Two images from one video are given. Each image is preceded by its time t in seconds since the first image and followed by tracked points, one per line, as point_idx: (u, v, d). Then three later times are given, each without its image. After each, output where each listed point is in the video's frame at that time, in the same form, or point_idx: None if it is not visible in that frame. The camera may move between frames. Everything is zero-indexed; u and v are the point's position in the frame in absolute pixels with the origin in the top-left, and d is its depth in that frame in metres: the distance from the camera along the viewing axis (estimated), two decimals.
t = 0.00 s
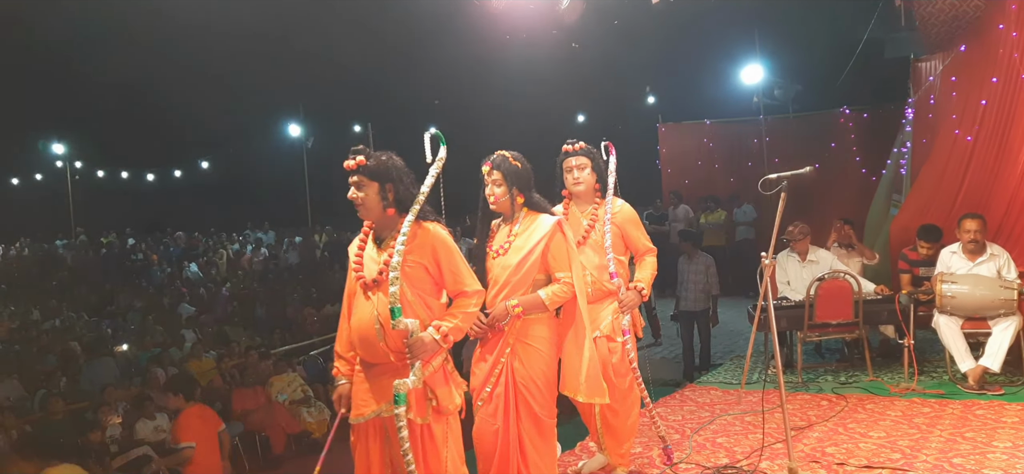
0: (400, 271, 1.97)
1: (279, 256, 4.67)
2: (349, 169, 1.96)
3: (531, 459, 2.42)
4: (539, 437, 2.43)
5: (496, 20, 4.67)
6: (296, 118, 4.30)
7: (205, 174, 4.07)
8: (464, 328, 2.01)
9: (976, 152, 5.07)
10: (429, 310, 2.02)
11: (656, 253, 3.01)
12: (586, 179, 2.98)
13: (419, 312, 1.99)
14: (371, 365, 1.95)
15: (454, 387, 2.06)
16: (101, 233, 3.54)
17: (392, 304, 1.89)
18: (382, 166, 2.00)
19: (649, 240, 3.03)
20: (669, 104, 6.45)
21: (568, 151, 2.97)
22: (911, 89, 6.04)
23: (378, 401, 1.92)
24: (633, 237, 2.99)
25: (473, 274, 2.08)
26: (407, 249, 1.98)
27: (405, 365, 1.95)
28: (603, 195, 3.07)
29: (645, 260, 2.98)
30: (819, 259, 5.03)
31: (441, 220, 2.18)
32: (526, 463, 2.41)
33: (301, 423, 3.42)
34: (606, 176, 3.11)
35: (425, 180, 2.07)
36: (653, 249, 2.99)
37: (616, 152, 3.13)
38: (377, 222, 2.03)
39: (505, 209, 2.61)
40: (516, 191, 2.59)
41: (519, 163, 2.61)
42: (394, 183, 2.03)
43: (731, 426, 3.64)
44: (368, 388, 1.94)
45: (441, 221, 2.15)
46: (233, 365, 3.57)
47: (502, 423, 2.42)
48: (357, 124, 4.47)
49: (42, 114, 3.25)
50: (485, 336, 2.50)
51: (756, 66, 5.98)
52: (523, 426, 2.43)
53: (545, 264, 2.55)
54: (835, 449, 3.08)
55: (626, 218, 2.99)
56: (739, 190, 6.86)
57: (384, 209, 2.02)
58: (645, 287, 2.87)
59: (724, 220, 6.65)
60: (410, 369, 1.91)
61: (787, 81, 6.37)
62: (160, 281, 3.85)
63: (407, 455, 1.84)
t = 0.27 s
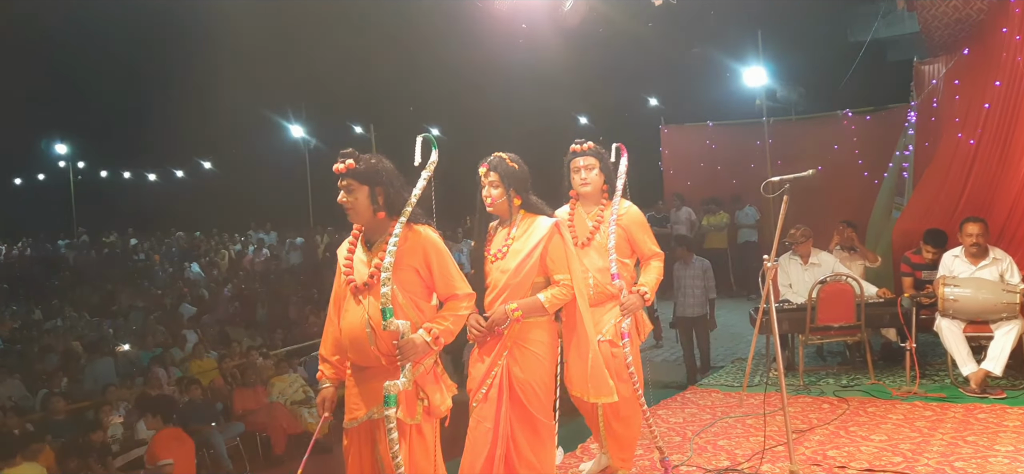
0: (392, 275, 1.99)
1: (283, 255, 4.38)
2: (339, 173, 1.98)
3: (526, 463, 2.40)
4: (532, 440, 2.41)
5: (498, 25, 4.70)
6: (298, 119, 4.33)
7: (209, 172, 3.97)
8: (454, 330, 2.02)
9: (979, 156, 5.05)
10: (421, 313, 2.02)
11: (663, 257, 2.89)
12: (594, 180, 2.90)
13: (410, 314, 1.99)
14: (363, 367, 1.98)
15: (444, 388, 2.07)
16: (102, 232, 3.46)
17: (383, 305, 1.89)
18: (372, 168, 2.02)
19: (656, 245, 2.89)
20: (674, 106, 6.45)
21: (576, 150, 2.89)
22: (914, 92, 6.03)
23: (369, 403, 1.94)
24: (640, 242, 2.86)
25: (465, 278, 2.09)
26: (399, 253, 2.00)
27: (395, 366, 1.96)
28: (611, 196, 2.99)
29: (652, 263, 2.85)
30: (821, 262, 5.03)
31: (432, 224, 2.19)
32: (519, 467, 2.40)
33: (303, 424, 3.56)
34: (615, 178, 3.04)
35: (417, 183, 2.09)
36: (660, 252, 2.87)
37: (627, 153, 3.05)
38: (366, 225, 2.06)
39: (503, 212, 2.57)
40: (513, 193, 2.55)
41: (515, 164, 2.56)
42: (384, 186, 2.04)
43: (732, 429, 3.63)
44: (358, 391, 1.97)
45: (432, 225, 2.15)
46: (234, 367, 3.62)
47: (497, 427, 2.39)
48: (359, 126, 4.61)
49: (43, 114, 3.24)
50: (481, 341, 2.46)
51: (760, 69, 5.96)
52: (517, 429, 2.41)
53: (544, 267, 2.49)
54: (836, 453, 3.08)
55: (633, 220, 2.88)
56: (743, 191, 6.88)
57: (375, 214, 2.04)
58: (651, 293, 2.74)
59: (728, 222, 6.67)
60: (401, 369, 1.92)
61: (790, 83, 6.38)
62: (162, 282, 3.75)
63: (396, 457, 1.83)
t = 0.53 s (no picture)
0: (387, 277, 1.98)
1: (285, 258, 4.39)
2: (333, 174, 1.98)
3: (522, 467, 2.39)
4: (529, 444, 2.41)
5: (502, 27, 4.73)
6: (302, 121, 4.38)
7: (213, 173, 3.95)
8: (449, 332, 2.02)
9: (983, 159, 5.02)
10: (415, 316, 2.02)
11: (671, 261, 2.85)
12: (602, 182, 2.90)
13: (405, 317, 1.99)
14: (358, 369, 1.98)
15: (439, 391, 2.07)
16: (104, 233, 3.51)
17: (379, 307, 1.87)
18: (369, 170, 2.03)
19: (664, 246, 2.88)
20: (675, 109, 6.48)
21: (583, 151, 2.90)
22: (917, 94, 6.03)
23: (364, 405, 1.95)
24: (647, 244, 2.84)
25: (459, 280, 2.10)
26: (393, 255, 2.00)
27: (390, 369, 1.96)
28: (620, 198, 2.98)
29: (659, 267, 2.83)
30: (824, 265, 5.02)
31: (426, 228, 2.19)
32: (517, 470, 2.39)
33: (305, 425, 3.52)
34: (625, 180, 3.02)
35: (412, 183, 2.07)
36: (668, 256, 2.84)
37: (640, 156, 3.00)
38: (363, 227, 2.06)
39: (499, 214, 2.56)
40: (509, 195, 2.54)
41: (511, 167, 2.56)
42: (380, 188, 2.04)
43: (734, 432, 3.63)
44: (353, 394, 1.98)
45: (428, 226, 2.16)
46: (236, 367, 3.56)
47: (493, 431, 2.38)
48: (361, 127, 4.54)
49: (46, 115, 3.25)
50: (476, 346, 2.46)
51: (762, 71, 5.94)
52: (513, 433, 2.41)
53: (539, 270, 2.51)
54: (838, 456, 3.08)
55: (641, 222, 2.86)
56: (744, 194, 7.00)
57: (370, 215, 2.04)
58: (655, 296, 2.72)
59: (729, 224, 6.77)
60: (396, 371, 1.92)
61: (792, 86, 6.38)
62: (166, 283, 3.72)
63: (393, 459, 1.83)
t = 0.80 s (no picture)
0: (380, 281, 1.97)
1: (286, 258, 4.23)
2: (328, 174, 1.98)
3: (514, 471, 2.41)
4: (521, 449, 2.42)
5: (503, 27, 4.78)
6: (304, 121, 4.27)
7: (215, 174, 3.89)
8: (443, 338, 2.00)
9: (987, 164, 5.01)
10: (408, 321, 2.01)
11: (677, 265, 2.81)
12: (609, 184, 2.88)
13: (398, 322, 1.98)
14: (350, 374, 1.99)
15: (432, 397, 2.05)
16: (108, 233, 3.50)
17: (370, 314, 1.85)
18: (365, 172, 2.03)
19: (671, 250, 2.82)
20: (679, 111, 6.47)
21: (590, 153, 2.88)
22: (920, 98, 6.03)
23: (356, 410, 1.95)
24: (652, 247, 2.79)
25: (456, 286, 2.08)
26: (387, 260, 1.99)
27: (382, 375, 1.95)
28: (626, 201, 2.95)
29: (664, 271, 2.78)
30: (826, 268, 5.02)
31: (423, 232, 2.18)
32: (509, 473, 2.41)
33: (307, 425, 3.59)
34: (631, 182, 2.99)
35: (408, 186, 2.07)
36: (674, 260, 2.79)
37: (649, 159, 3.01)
38: (358, 229, 2.05)
39: (490, 215, 2.56)
40: (500, 195, 2.54)
41: (504, 169, 2.56)
42: (376, 190, 2.04)
43: (735, 434, 3.63)
44: (345, 398, 1.99)
45: (424, 229, 2.14)
46: (237, 368, 3.64)
47: (484, 435, 2.39)
48: (365, 128, 4.50)
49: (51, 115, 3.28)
50: (467, 352, 2.46)
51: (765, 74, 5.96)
52: (505, 437, 2.42)
53: (529, 273, 2.50)
54: (839, 459, 3.08)
55: (646, 226, 2.81)
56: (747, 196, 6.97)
57: (364, 218, 2.03)
58: (659, 302, 2.65)
59: (732, 227, 6.76)
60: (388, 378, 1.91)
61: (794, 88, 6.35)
62: (167, 282, 3.74)
63: (383, 465, 1.82)
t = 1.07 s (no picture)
0: (370, 286, 1.94)
1: (287, 258, 4.47)
2: (322, 174, 1.94)
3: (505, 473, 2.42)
4: (512, 452, 2.42)
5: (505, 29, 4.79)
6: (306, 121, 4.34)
7: (216, 173, 4.01)
8: (433, 345, 1.97)
9: (990, 167, 5.01)
10: (398, 326, 1.97)
11: (678, 268, 2.70)
12: (609, 186, 2.80)
13: (387, 327, 1.95)
14: (338, 380, 1.98)
15: (422, 404, 2.00)
16: (110, 232, 3.57)
17: (357, 319, 1.87)
18: (358, 173, 1.98)
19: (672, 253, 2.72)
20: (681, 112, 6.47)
21: (592, 154, 2.81)
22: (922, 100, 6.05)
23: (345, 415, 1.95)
24: (653, 250, 2.70)
25: (448, 291, 2.03)
26: (377, 264, 1.96)
27: (369, 381, 1.94)
28: (627, 202, 2.86)
29: (665, 274, 2.68)
30: (828, 270, 5.02)
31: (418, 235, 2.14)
32: None
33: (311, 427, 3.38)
34: (632, 184, 2.91)
35: (403, 189, 2.05)
36: (676, 263, 2.69)
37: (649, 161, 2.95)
38: (350, 231, 2.03)
39: (478, 214, 2.56)
40: (488, 195, 2.54)
41: (494, 168, 2.56)
42: (367, 192, 2.00)
43: (736, 436, 3.63)
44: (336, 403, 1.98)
45: (417, 233, 2.10)
46: (239, 368, 3.58)
47: (473, 439, 2.38)
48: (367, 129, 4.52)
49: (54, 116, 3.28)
50: (454, 355, 2.46)
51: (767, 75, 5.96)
52: (495, 440, 2.42)
53: (517, 274, 2.50)
54: (840, 462, 3.08)
55: (648, 228, 2.72)
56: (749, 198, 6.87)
57: (356, 219, 2.00)
58: (660, 306, 2.59)
59: (734, 230, 6.79)
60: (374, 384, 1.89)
61: (796, 90, 6.35)
62: (169, 282, 3.87)
63: None
